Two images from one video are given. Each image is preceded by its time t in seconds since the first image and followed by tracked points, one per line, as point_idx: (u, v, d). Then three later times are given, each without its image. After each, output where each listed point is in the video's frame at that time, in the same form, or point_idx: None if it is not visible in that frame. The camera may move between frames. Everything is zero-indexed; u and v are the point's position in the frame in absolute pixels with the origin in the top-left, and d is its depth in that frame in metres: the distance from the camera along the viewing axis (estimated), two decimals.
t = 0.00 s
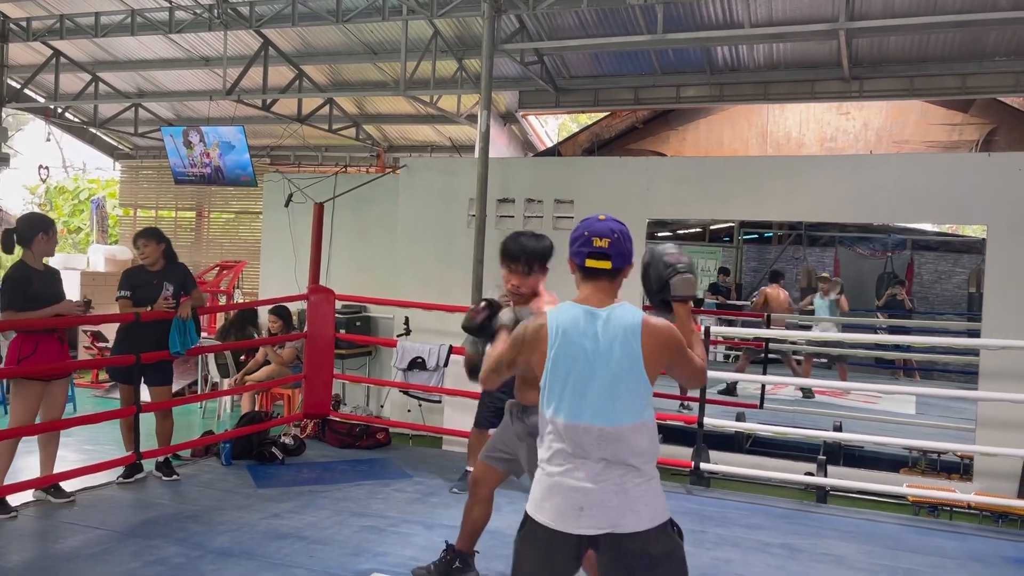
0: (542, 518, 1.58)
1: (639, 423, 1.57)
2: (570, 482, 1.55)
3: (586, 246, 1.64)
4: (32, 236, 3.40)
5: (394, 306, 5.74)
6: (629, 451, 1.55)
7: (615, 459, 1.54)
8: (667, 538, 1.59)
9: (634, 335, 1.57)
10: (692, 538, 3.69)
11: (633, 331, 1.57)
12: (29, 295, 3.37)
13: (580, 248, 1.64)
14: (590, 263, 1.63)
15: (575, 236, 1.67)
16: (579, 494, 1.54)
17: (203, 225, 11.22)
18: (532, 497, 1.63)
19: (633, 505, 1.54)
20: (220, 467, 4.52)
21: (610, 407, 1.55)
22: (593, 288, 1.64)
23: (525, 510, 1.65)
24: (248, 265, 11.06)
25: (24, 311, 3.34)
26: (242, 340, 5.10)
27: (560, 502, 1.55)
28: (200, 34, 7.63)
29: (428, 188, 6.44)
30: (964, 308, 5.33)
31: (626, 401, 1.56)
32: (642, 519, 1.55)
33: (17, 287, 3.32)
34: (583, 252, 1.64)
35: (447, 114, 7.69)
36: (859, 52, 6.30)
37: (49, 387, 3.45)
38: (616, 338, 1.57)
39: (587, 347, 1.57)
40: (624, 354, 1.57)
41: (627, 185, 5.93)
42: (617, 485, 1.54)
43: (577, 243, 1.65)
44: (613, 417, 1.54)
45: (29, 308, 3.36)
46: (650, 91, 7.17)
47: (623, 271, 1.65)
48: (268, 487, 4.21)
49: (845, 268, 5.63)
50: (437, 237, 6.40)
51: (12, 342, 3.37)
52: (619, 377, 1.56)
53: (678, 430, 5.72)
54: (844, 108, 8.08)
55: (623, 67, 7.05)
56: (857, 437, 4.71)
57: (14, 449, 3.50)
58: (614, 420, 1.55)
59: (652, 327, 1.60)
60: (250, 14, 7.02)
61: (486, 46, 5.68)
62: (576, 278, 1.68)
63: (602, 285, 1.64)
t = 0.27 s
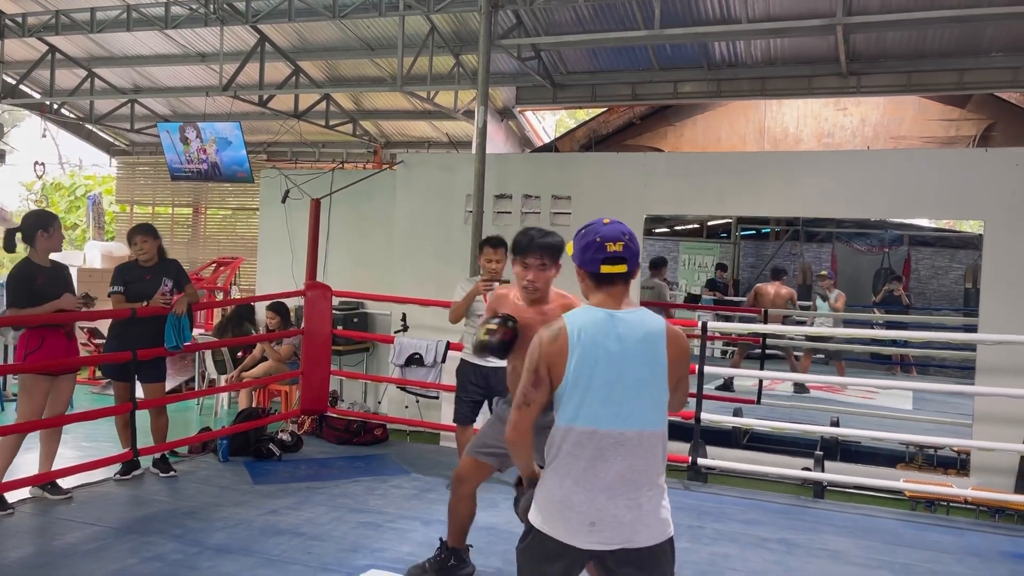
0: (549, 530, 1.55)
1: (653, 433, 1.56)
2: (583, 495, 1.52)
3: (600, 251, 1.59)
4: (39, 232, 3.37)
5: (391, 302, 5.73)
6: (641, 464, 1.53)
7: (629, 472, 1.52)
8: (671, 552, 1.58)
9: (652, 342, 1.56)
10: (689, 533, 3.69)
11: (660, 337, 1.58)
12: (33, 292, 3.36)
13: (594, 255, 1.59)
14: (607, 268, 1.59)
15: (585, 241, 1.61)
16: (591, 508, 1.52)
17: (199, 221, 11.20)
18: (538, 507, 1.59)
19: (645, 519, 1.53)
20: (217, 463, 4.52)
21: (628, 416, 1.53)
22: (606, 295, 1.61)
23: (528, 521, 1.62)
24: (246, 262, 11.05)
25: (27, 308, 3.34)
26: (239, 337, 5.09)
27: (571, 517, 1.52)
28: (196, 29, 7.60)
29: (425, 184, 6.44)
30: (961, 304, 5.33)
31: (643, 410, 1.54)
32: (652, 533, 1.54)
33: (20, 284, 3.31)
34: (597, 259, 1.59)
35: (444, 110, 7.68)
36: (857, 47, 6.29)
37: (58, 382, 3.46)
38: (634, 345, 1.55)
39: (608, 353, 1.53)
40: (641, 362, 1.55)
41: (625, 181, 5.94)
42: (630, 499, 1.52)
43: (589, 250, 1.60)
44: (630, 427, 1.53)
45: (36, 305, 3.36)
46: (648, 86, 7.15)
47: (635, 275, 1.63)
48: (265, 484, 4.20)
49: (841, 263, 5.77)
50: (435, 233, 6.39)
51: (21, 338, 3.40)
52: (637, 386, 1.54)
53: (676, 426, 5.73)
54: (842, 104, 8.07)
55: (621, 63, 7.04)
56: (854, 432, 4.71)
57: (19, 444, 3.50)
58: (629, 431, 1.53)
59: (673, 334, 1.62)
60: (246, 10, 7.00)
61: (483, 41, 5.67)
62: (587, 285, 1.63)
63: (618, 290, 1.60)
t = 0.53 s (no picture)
0: (541, 517, 1.55)
1: (648, 419, 1.56)
2: (577, 479, 1.52)
3: (585, 239, 1.60)
4: (35, 229, 3.37)
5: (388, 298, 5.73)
6: (636, 450, 1.54)
7: (623, 457, 1.52)
8: (663, 547, 1.58)
9: (650, 327, 1.57)
10: (686, 528, 3.70)
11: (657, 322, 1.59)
12: (29, 287, 3.36)
13: (581, 244, 1.60)
14: (594, 254, 1.59)
15: (568, 233, 1.62)
16: (585, 493, 1.52)
17: (196, 217, 11.18)
18: (530, 493, 1.59)
19: (638, 506, 1.53)
20: (214, 459, 4.51)
21: (624, 400, 1.53)
22: (595, 283, 1.61)
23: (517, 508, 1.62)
24: (242, 258, 11.03)
25: (23, 304, 3.33)
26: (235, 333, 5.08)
27: (564, 502, 1.52)
28: (192, 25, 7.58)
29: (421, 180, 6.43)
30: (956, 299, 5.23)
31: (639, 395, 1.54)
32: (644, 521, 1.54)
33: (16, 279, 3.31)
34: (584, 247, 1.60)
35: (441, 106, 7.67)
36: (853, 43, 6.29)
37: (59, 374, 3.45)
38: (632, 329, 1.55)
39: (605, 336, 1.54)
40: (638, 346, 1.56)
41: (622, 176, 5.95)
42: (624, 485, 1.52)
43: (573, 240, 1.61)
44: (626, 411, 1.53)
45: (31, 301, 3.35)
46: (645, 82, 7.15)
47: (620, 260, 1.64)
48: (263, 479, 4.20)
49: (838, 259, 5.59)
50: (432, 229, 6.39)
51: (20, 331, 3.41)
52: (634, 370, 1.54)
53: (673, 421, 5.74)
54: (839, 99, 8.07)
55: (618, 58, 7.04)
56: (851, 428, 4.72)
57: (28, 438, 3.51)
58: (625, 415, 1.53)
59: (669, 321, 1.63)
60: (242, 5, 6.99)
61: (480, 36, 5.66)
62: (576, 275, 1.64)
63: (607, 275, 1.62)
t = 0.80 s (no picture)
0: (506, 511, 1.56)
1: (606, 409, 1.58)
2: (538, 471, 1.54)
3: (539, 242, 1.62)
4: (30, 225, 3.37)
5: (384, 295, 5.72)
6: (595, 439, 1.56)
7: (583, 446, 1.54)
8: (628, 537, 1.60)
9: (604, 319, 1.59)
10: (682, 523, 3.71)
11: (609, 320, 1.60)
12: (22, 283, 3.35)
13: (534, 247, 1.62)
14: (548, 258, 1.62)
15: (523, 236, 1.64)
16: (547, 484, 1.53)
17: (191, 214, 11.16)
18: (495, 488, 1.60)
19: (600, 494, 1.55)
20: (210, 456, 4.51)
21: (580, 391, 1.55)
22: (551, 283, 1.65)
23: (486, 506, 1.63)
24: (238, 254, 11.02)
25: (15, 300, 3.32)
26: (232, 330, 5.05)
27: (528, 493, 1.54)
28: (187, 20, 7.55)
29: (417, 176, 6.43)
30: (950, 295, 5.37)
31: (595, 386, 1.57)
32: (608, 509, 1.56)
33: (8, 275, 3.30)
34: (538, 250, 1.62)
35: (437, 102, 7.66)
36: (849, 39, 6.29)
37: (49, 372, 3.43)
38: (587, 321, 1.57)
39: (560, 329, 1.56)
40: (593, 338, 1.58)
41: (619, 173, 5.96)
42: (586, 474, 1.54)
43: (528, 243, 1.63)
44: (582, 402, 1.55)
45: (22, 297, 3.34)
46: (641, 78, 7.16)
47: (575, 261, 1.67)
48: (259, 476, 4.20)
49: (835, 255, 5.72)
50: (428, 225, 6.39)
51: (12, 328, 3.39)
52: (589, 362, 1.56)
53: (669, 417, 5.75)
54: (834, 95, 8.09)
55: (614, 54, 7.03)
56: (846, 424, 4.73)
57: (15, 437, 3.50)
58: (582, 405, 1.55)
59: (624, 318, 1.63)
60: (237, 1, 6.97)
61: (476, 32, 5.66)
62: (533, 275, 1.67)
63: (561, 275, 1.65)
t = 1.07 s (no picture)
0: (498, 509, 1.53)
1: (595, 403, 1.58)
2: (533, 466, 1.51)
3: (524, 238, 1.61)
4: (17, 220, 3.36)
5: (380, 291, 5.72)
6: (586, 432, 1.55)
7: (575, 440, 1.53)
8: (617, 530, 1.60)
9: (591, 314, 1.60)
10: (677, 519, 3.72)
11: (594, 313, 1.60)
12: (7, 279, 3.35)
13: (519, 242, 1.61)
14: (532, 254, 1.60)
15: (507, 232, 1.62)
16: (541, 480, 1.51)
17: (186, 210, 11.14)
18: (485, 488, 1.56)
19: (593, 488, 1.54)
20: (206, 453, 4.51)
21: (572, 386, 1.54)
22: (535, 279, 1.64)
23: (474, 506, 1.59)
24: (233, 251, 11.00)
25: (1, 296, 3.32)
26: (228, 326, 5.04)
27: (522, 490, 1.51)
28: (182, 16, 7.54)
29: (412, 172, 6.43)
30: (944, 291, 5.35)
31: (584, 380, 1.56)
32: (601, 503, 1.55)
33: None
34: (523, 246, 1.61)
35: (432, 98, 7.66)
36: (844, 35, 6.30)
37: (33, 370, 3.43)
38: (575, 316, 1.57)
39: (549, 324, 1.55)
40: (581, 332, 1.57)
41: (614, 169, 5.97)
42: (579, 468, 1.53)
43: (512, 239, 1.61)
44: (573, 396, 1.54)
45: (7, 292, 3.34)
46: (636, 74, 7.17)
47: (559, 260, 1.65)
48: (254, 473, 4.20)
49: (830, 252, 5.76)
50: (424, 222, 6.39)
51: None
52: (578, 357, 1.55)
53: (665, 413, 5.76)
54: (829, 92, 8.10)
55: (610, 50, 7.04)
56: (840, 420, 4.74)
57: None
58: (574, 399, 1.54)
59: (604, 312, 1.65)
60: None
61: (471, 29, 5.66)
62: (515, 272, 1.65)
63: (545, 271, 1.64)
